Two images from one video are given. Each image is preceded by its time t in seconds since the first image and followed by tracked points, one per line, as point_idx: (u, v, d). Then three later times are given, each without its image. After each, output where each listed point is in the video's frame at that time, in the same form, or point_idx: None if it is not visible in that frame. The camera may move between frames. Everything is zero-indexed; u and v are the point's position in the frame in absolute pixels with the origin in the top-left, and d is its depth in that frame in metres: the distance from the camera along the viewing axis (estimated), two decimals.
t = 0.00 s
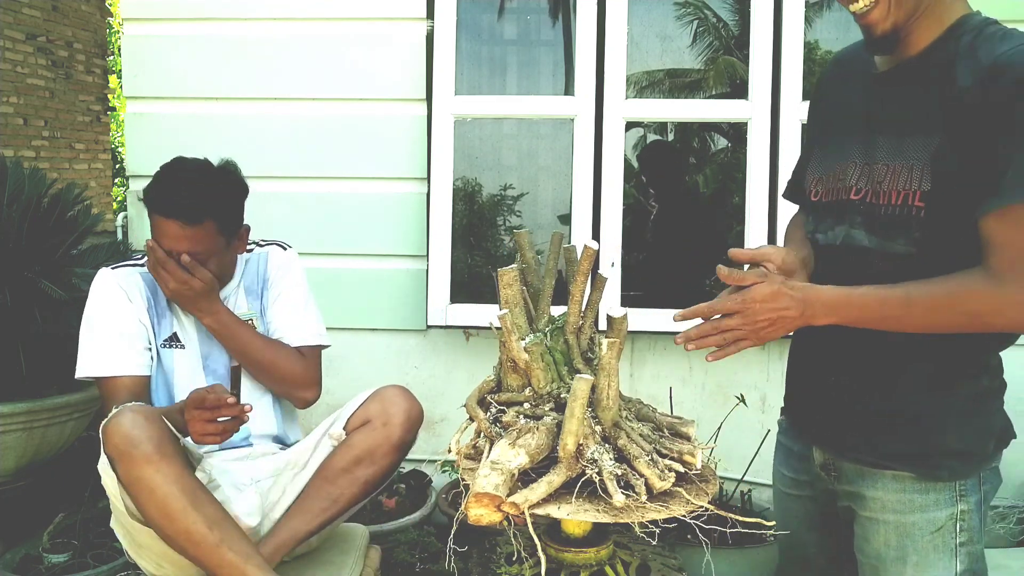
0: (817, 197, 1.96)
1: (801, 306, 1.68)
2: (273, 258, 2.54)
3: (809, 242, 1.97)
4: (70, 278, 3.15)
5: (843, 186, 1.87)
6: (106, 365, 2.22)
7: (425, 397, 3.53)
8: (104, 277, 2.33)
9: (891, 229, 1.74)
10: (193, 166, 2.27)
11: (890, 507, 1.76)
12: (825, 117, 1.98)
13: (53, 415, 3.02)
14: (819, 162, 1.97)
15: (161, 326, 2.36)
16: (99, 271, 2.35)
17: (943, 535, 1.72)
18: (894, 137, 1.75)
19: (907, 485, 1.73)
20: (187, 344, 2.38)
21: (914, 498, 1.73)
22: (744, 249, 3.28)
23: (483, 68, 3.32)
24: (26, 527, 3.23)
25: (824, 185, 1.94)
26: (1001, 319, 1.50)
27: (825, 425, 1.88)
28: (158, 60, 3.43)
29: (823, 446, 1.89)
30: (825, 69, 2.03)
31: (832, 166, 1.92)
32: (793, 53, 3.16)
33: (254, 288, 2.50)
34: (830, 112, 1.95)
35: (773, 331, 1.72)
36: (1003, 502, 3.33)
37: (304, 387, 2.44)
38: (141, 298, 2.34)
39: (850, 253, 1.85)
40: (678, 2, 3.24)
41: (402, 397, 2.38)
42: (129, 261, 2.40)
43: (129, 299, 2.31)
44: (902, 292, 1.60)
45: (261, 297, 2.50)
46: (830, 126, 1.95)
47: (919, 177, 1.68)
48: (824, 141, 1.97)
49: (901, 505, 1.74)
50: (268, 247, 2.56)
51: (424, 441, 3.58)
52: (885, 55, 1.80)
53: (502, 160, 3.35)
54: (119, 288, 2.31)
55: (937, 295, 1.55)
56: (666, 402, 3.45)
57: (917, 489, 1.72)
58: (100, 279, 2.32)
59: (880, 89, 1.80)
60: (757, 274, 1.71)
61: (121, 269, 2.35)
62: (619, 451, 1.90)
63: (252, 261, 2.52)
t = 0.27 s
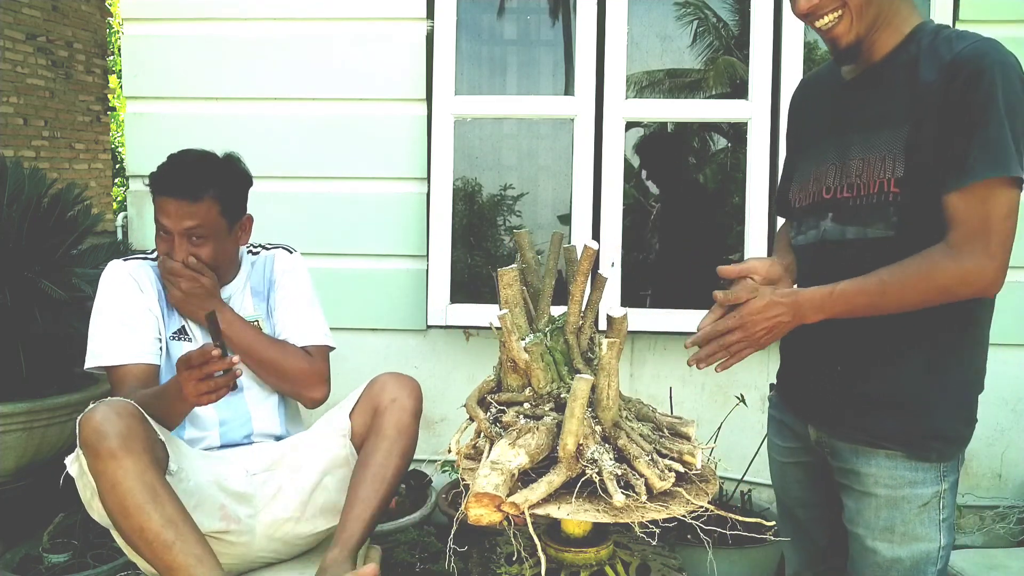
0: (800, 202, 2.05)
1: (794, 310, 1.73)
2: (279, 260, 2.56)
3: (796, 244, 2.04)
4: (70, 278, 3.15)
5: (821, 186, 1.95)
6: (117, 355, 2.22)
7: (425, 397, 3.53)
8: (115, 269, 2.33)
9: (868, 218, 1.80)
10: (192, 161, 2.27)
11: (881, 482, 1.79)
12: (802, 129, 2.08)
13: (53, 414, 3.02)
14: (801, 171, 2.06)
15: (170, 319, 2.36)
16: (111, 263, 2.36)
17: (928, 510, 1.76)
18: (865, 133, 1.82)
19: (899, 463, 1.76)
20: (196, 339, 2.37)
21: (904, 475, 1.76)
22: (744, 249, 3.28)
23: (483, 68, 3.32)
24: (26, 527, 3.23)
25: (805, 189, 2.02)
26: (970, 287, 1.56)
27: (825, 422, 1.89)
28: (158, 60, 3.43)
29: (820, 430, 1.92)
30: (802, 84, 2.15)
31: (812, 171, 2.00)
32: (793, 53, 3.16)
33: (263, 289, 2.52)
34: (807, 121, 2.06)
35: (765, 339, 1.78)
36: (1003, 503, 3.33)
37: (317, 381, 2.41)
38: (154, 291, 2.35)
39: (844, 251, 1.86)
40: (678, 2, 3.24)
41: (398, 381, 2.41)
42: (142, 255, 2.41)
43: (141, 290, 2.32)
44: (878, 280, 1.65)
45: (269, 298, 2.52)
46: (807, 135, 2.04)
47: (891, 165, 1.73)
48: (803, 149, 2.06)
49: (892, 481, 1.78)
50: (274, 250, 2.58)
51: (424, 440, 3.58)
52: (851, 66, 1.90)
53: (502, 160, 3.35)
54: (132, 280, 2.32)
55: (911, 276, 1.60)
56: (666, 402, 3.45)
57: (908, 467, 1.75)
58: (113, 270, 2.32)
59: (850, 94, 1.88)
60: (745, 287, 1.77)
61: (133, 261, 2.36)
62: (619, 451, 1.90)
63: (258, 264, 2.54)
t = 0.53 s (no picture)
0: (789, 204, 2.07)
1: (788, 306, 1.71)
2: (295, 283, 2.62)
3: (787, 246, 2.06)
4: (71, 278, 3.16)
5: (812, 186, 1.97)
6: (145, 360, 2.15)
7: (425, 397, 3.53)
8: (138, 268, 2.26)
9: (858, 212, 1.82)
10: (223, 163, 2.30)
11: (875, 471, 1.81)
12: (788, 132, 2.11)
13: (53, 415, 3.02)
14: (789, 172, 2.09)
15: (194, 326, 2.33)
16: (130, 262, 2.28)
17: (922, 497, 1.77)
18: (853, 130, 1.84)
19: (891, 452, 1.77)
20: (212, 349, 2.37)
21: (898, 463, 1.77)
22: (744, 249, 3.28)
23: (483, 68, 3.32)
24: (26, 527, 3.23)
25: (794, 191, 2.05)
26: (955, 271, 1.57)
27: (824, 420, 1.89)
28: (158, 60, 3.43)
29: (815, 423, 1.93)
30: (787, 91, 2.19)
31: (799, 170, 2.03)
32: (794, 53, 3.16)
33: (277, 312, 2.55)
34: (792, 123, 2.08)
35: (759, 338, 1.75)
36: (1003, 503, 3.33)
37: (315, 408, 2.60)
38: (178, 295, 2.30)
39: (842, 253, 1.86)
40: (678, 2, 3.24)
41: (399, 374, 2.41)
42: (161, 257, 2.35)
43: (169, 294, 2.26)
44: (868, 270, 1.65)
45: (282, 321, 2.55)
46: (794, 136, 2.07)
47: (880, 158, 1.75)
48: (790, 151, 2.08)
49: (886, 469, 1.79)
50: (288, 270, 2.64)
51: (424, 440, 3.58)
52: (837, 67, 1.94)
53: (502, 160, 3.35)
54: (159, 282, 2.26)
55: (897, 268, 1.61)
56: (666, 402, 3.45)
57: (902, 455, 1.76)
58: (135, 271, 2.25)
59: (834, 95, 1.91)
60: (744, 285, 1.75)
61: (158, 265, 2.30)
62: (619, 451, 1.90)
63: (273, 280, 2.58)
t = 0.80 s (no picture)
0: (784, 207, 2.07)
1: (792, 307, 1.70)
2: (312, 282, 2.62)
3: (782, 248, 2.05)
4: (70, 278, 3.18)
5: (807, 189, 1.96)
6: (203, 369, 2.11)
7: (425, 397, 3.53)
8: (176, 276, 2.20)
9: (855, 214, 1.82)
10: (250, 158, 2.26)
11: (872, 466, 1.80)
12: (779, 133, 2.10)
13: (53, 414, 3.02)
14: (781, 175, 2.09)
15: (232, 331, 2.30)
16: (164, 270, 2.22)
17: (916, 493, 1.78)
18: (848, 132, 1.83)
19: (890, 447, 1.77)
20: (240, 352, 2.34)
21: (896, 459, 1.77)
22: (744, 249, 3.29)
23: (483, 68, 3.32)
24: (25, 527, 3.22)
25: (789, 193, 2.04)
26: (961, 270, 1.58)
27: (824, 419, 1.89)
28: (158, 59, 3.43)
29: (813, 421, 1.93)
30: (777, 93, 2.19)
31: (792, 173, 2.03)
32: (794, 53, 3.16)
33: (294, 312, 2.54)
34: (784, 124, 2.08)
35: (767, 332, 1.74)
36: (1003, 503, 3.33)
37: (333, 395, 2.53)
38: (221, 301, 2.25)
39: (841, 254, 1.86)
40: (678, 2, 3.24)
41: (416, 394, 2.38)
42: (197, 260, 2.29)
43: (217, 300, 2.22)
44: (873, 271, 1.65)
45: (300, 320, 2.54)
46: (786, 138, 2.06)
47: (876, 161, 1.76)
48: (783, 153, 2.08)
49: (883, 465, 1.79)
50: (306, 267, 2.62)
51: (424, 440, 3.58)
52: (829, 67, 1.93)
53: (502, 160, 3.35)
54: (207, 289, 2.21)
55: (907, 266, 1.61)
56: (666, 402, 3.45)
57: (900, 451, 1.76)
58: (176, 277, 2.19)
59: (826, 97, 1.91)
60: (746, 287, 1.74)
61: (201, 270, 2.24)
62: (619, 450, 1.90)
63: (291, 279, 2.56)
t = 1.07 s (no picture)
0: (780, 209, 2.06)
1: (808, 277, 1.68)
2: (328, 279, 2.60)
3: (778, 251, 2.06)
4: (71, 278, 3.18)
5: (807, 192, 1.95)
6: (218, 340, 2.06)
7: (425, 397, 3.53)
8: (184, 267, 2.20)
9: (856, 219, 1.82)
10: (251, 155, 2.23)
11: (871, 475, 1.80)
12: (774, 133, 2.10)
13: (53, 415, 3.02)
14: (776, 175, 2.08)
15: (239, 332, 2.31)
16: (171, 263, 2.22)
17: (914, 502, 1.78)
18: (850, 134, 1.83)
19: (889, 456, 1.76)
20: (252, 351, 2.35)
21: (895, 468, 1.77)
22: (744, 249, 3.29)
23: (483, 68, 3.32)
24: (25, 527, 3.22)
25: (784, 196, 2.04)
26: (989, 268, 1.58)
27: (821, 431, 1.88)
28: (158, 60, 3.43)
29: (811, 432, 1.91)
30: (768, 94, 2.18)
31: (789, 174, 2.02)
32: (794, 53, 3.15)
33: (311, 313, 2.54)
34: (779, 125, 2.07)
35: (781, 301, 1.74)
36: (1003, 503, 3.33)
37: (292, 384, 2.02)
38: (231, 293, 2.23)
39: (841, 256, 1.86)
40: (678, 2, 3.24)
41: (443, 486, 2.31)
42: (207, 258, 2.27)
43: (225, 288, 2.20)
44: (895, 257, 1.63)
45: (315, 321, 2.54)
46: (784, 138, 2.05)
47: (880, 163, 1.75)
48: (779, 153, 2.07)
49: (882, 474, 1.78)
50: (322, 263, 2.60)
51: (424, 441, 3.57)
52: (824, 66, 1.92)
53: (502, 160, 3.35)
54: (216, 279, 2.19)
55: (942, 258, 1.59)
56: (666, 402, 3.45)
57: (899, 461, 1.76)
58: (186, 271, 2.18)
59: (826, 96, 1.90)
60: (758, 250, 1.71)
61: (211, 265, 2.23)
62: (619, 451, 1.90)
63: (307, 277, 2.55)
